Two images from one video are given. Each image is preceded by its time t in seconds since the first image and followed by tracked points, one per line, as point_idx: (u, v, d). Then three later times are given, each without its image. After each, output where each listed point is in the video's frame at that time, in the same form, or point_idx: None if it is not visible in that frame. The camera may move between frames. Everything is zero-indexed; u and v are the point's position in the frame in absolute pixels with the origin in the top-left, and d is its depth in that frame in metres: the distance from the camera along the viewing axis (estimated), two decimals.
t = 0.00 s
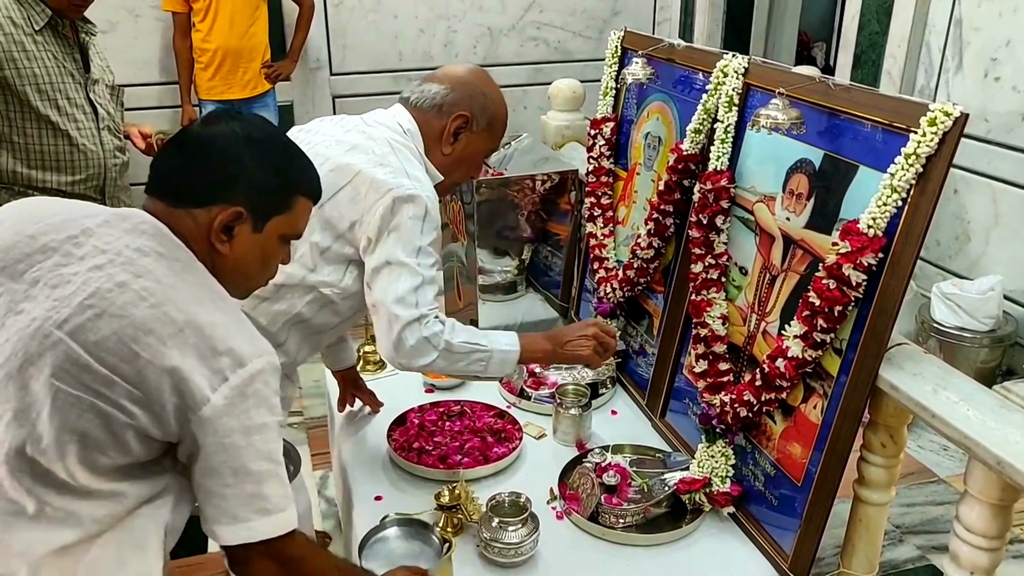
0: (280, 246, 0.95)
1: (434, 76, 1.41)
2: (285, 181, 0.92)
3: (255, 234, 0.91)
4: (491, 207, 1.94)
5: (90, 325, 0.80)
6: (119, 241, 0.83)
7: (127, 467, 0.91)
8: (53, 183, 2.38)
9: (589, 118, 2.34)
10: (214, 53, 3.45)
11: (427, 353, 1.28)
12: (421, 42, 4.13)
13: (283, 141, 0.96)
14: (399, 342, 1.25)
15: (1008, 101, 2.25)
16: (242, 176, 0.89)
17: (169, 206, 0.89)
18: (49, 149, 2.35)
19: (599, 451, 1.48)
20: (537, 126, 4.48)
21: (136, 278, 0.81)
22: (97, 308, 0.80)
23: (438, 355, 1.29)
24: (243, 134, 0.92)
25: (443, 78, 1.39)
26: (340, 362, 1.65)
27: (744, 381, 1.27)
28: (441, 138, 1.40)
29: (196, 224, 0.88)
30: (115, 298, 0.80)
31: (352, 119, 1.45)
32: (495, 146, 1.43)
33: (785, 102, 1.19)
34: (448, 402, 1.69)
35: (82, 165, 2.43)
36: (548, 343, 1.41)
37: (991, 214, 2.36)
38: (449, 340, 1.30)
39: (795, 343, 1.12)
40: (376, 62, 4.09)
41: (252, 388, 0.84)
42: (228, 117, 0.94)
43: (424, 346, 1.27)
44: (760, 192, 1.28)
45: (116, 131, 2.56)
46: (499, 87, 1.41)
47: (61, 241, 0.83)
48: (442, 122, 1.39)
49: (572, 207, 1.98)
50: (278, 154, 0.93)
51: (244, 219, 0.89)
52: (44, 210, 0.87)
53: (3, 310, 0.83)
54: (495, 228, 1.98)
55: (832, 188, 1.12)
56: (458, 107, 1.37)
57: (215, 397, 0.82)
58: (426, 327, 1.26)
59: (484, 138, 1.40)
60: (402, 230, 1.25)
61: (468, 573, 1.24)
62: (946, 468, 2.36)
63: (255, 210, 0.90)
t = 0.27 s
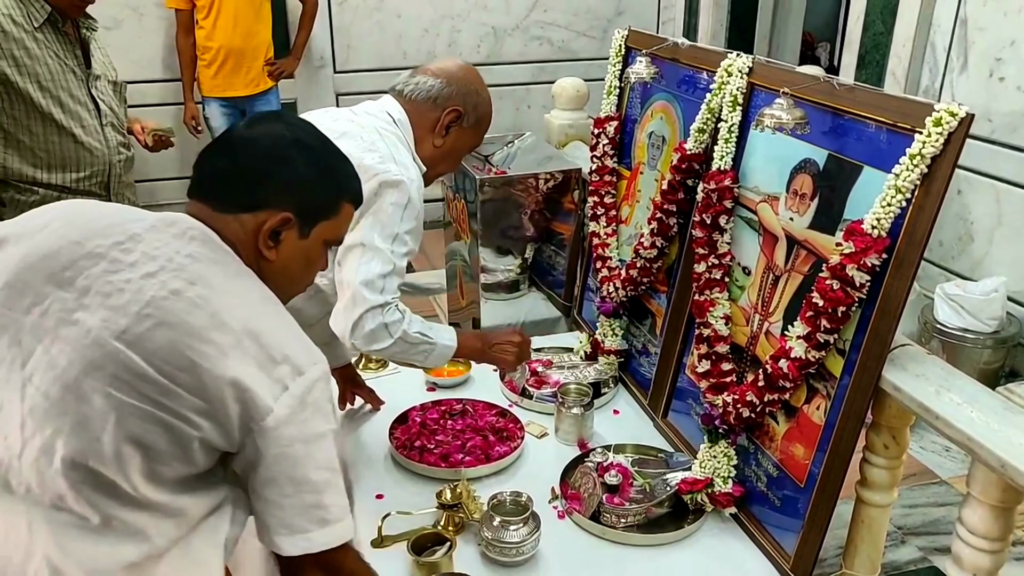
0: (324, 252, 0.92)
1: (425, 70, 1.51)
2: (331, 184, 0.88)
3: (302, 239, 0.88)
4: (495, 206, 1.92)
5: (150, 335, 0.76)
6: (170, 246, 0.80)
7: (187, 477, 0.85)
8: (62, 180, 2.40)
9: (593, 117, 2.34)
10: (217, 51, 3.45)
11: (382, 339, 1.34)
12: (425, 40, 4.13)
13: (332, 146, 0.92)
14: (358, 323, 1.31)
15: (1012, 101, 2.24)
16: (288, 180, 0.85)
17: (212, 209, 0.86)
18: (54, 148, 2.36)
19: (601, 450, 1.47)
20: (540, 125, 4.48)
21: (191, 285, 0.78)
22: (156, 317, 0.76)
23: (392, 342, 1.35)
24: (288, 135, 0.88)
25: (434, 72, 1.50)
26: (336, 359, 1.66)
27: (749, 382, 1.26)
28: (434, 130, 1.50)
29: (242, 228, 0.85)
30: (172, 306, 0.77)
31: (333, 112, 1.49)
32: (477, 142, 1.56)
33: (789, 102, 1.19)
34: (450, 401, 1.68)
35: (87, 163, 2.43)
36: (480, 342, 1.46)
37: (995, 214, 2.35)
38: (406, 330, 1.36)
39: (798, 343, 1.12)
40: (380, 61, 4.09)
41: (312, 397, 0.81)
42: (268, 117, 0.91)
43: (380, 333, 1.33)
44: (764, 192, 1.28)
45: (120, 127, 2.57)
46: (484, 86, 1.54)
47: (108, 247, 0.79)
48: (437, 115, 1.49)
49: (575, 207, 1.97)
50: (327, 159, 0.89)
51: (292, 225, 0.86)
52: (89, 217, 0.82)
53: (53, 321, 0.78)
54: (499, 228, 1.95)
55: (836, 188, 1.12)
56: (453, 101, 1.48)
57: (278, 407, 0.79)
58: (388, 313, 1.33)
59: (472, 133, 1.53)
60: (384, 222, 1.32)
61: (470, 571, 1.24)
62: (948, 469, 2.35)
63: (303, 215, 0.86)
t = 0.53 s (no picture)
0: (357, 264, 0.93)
1: (408, 70, 1.60)
2: (368, 198, 0.89)
3: (337, 253, 0.89)
4: (498, 206, 1.92)
5: (204, 357, 0.76)
6: (214, 263, 0.80)
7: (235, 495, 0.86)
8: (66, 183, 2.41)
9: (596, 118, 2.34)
10: (221, 51, 3.46)
11: (413, 335, 1.56)
12: (428, 40, 4.13)
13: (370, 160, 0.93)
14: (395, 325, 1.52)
15: (1016, 103, 2.23)
16: (326, 194, 0.86)
17: (248, 220, 0.87)
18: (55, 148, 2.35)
19: (602, 452, 1.48)
20: (543, 125, 4.48)
21: (239, 304, 0.79)
22: (209, 338, 0.76)
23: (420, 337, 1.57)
24: (327, 147, 0.88)
25: (417, 71, 1.59)
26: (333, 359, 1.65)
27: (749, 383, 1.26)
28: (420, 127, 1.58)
29: (280, 239, 0.87)
30: (221, 325, 0.77)
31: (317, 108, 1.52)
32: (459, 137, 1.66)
33: (793, 102, 1.18)
34: (453, 401, 1.69)
35: (89, 163, 2.43)
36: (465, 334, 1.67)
37: (999, 216, 2.35)
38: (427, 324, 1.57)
39: (801, 345, 1.12)
40: (383, 61, 4.09)
41: (357, 410, 0.84)
42: (307, 129, 0.91)
43: (411, 330, 1.55)
44: (767, 193, 1.28)
45: (122, 126, 2.56)
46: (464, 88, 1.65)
47: (152, 262, 0.78)
48: (422, 112, 1.58)
49: (578, 207, 1.96)
50: (365, 173, 0.90)
51: (328, 238, 0.88)
52: (120, 227, 0.80)
53: (104, 342, 0.76)
54: (501, 228, 1.95)
55: (839, 189, 1.12)
56: (437, 100, 1.58)
57: (328, 424, 0.81)
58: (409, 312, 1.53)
59: (454, 131, 1.63)
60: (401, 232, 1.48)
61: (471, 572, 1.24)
62: (951, 471, 2.35)
63: (340, 228, 0.88)
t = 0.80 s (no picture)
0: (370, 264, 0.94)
1: (395, 73, 1.64)
2: (383, 201, 0.90)
3: (349, 254, 0.90)
4: (499, 206, 1.91)
5: (226, 363, 0.76)
6: (231, 268, 0.80)
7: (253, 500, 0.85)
8: (72, 184, 2.38)
9: (598, 117, 2.34)
10: (224, 51, 3.46)
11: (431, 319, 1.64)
12: (430, 40, 4.14)
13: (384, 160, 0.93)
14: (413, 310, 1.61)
15: (1018, 103, 2.23)
16: (341, 197, 0.87)
17: (260, 221, 0.87)
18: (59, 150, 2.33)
19: (604, 451, 1.48)
20: (545, 125, 4.48)
21: (258, 309, 0.79)
22: (230, 344, 0.76)
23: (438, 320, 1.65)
24: (341, 148, 0.89)
25: (404, 74, 1.63)
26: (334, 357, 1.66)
27: (750, 383, 1.27)
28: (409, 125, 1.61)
29: (293, 241, 0.87)
30: (241, 331, 0.77)
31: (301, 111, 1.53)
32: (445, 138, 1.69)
33: (794, 102, 1.18)
34: (454, 400, 1.69)
35: (92, 164, 2.42)
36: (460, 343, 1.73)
37: (1001, 216, 2.34)
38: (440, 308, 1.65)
39: (802, 345, 1.12)
40: (385, 60, 4.10)
41: (375, 412, 0.85)
42: (319, 129, 0.91)
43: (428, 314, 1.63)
44: (768, 193, 1.28)
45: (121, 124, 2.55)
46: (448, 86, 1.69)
47: (169, 268, 0.78)
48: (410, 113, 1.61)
49: (580, 207, 1.99)
50: (380, 175, 0.91)
51: (341, 239, 0.88)
52: (133, 231, 0.80)
53: (124, 351, 0.75)
54: (503, 227, 1.94)
55: (839, 189, 1.12)
56: (423, 100, 1.62)
57: (348, 426, 0.81)
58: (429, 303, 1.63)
59: (443, 127, 1.66)
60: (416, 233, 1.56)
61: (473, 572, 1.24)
62: (953, 471, 2.35)
63: (353, 230, 0.89)
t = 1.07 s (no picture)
0: (372, 262, 0.95)
1: (384, 76, 1.65)
2: (385, 198, 0.90)
3: (352, 252, 0.91)
4: (499, 205, 1.90)
5: (232, 365, 0.77)
6: (234, 268, 0.80)
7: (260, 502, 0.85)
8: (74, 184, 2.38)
9: (598, 117, 2.34)
10: (224, 51, 3.46)
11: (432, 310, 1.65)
12: (430, 39, 4.14)
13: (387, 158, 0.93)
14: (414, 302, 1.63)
15: (1019, 101, 2.23)
16: (344, 194, 0.87)
17: (262, 217, 0.87)
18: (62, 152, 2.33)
19: (604, 450, 1.48)
20: (545, 124, 4.48)
21: (263, 310, 0.79)
22: (236, 347, 0.77)
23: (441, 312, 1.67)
24: (343, 144, 0.89)
25: (393, 76, 1.65)
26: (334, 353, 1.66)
27: (750, 381, 1.27)
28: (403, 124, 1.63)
29: (295, 238, 0.87)
30: (247, 333, 0.77)
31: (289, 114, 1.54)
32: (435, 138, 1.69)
33: (793, 101, 1.18)
34: (454, 400, 1.69)
35: (94, 164, 2.41)
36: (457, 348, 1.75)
37: (1002, 214, 2.34)
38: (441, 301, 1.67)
39: (802, 343, 1.12)
40: (385, 60, 4.10)
41: (382, 411, 0.85)
42: (323, 125, 0.92)
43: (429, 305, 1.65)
44: (768, 192, 1.28)
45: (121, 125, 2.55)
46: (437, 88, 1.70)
47: (172, 270, 0.78)
48: (401, 113, 1.63)
49: (579, 206, 1.99)
50: (383, 172, 0.91)
51: (343, 237, 0.89)
52: (133, 234, 0.80)
53: (128, 355, 0.76)
54: (504, 227, 1.94)
55: (839, 188, 1.12)
56: (413, 100, 1.63)
57: (355, 426, 0.81)
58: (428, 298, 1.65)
59: (434, 127, 1.67)
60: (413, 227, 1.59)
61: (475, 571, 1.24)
62: (954, 470, 2.35)
63: (356, 228, 0.89)
